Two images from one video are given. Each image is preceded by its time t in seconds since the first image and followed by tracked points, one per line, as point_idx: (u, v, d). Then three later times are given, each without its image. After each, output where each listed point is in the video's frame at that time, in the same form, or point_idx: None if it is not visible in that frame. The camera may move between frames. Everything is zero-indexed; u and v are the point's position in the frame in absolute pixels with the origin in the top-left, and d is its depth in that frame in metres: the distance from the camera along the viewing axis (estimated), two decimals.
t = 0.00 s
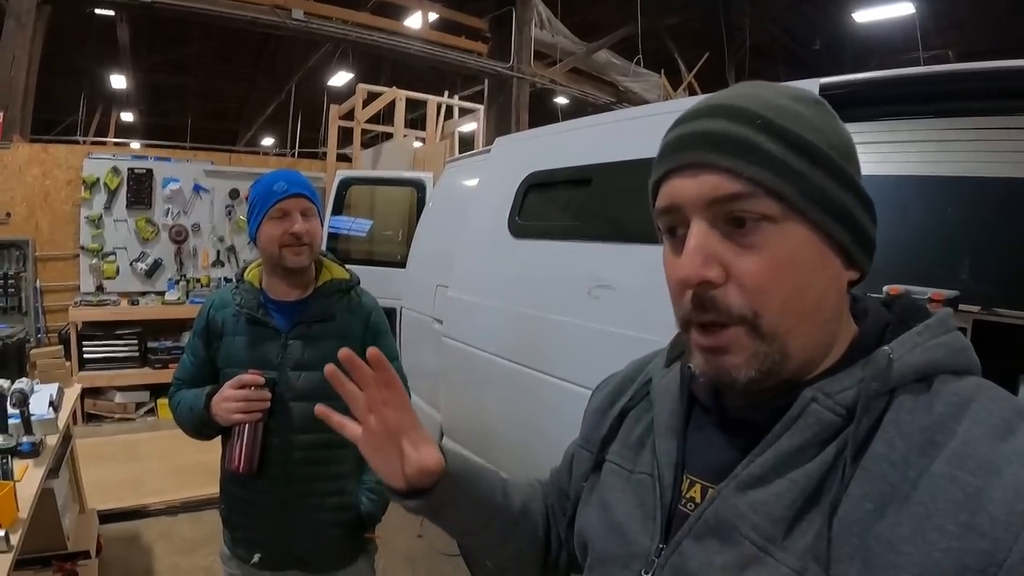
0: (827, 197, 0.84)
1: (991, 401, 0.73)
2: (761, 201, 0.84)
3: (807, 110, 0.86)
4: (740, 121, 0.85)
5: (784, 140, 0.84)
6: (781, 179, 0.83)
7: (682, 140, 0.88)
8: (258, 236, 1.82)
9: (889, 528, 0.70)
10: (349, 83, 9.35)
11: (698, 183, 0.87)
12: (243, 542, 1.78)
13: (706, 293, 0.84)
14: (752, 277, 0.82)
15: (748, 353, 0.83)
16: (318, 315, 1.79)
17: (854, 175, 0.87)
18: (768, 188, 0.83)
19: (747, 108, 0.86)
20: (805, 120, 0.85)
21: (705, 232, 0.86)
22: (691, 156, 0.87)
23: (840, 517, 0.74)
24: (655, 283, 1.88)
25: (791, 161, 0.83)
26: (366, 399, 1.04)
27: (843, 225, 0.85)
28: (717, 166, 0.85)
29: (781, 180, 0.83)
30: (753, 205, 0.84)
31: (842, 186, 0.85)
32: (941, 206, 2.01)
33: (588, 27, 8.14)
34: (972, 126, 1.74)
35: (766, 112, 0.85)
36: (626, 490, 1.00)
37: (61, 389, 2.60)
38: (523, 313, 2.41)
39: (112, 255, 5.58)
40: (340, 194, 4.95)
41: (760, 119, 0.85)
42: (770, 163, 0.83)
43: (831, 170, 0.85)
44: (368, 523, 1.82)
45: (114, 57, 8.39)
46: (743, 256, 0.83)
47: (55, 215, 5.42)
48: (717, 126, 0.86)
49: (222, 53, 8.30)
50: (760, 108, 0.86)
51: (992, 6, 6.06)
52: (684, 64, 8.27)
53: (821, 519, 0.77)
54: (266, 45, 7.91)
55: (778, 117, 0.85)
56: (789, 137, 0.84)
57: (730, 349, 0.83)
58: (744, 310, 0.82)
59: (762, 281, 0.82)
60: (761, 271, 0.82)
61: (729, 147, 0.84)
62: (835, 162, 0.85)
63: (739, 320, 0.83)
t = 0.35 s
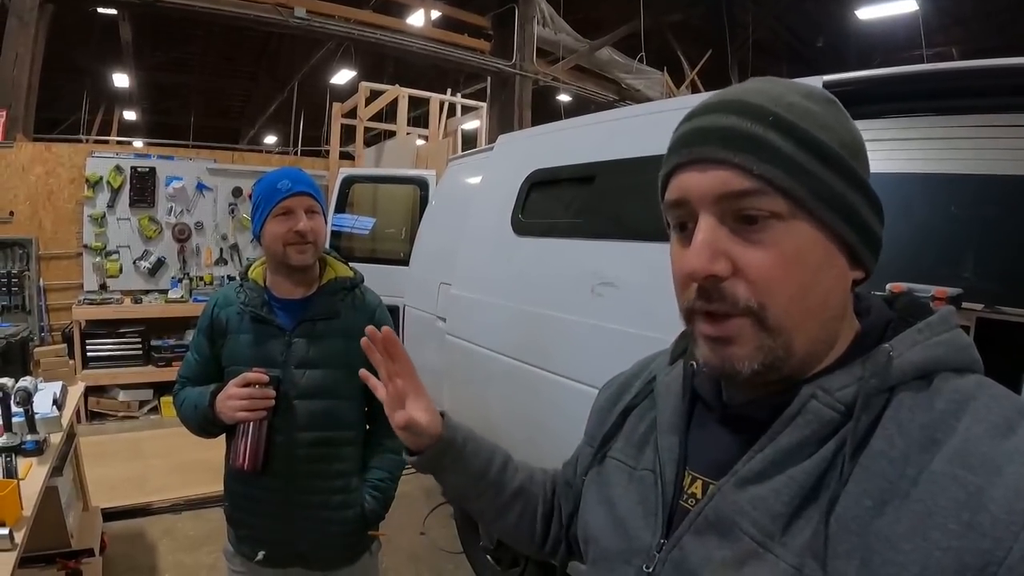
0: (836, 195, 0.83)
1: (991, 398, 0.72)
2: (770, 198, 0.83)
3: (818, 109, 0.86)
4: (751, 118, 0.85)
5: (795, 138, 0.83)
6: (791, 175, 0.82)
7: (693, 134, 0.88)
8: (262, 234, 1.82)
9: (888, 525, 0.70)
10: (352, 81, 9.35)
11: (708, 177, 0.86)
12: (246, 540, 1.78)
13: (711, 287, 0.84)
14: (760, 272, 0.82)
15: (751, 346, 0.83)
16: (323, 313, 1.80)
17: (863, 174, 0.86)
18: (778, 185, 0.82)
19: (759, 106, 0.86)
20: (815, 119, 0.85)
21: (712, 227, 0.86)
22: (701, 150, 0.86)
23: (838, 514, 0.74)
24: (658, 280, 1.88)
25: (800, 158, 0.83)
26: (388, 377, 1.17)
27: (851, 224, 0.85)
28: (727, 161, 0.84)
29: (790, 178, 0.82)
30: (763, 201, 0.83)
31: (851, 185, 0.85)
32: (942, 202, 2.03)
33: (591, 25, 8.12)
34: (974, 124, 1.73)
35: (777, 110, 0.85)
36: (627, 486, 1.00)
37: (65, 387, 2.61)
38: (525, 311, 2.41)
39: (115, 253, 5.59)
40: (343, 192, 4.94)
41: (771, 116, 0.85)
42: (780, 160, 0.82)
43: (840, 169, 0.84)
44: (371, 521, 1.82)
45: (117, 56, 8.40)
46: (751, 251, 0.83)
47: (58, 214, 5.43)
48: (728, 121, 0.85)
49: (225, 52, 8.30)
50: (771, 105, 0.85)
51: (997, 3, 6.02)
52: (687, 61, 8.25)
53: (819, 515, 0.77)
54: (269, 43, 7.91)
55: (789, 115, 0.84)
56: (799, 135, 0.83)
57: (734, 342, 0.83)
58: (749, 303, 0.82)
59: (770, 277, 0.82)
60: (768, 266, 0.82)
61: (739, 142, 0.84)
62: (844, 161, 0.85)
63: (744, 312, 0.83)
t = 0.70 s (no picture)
0: (841, 191, 0.83)
1: (992, 393, 0.71)
2: (775, 194, 0.82)
3: (825, 101, 0.85)
4: (757, 111, 0.84)
5: (801, 133, 0.82)
6: (796, 171, 0.81)
7: (698, 127, 0.87)
8: (265, 229, 1.82)
9: (886, 520, 0.69)
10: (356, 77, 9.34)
11: (713, 172, 0.86)
12: (250, 534, 1.79)
13: (715, 284, 0.84)
14: (764, 269, 0.82)
15: (755, 344, 0.82)
16: (326, 308, 1.79)
17: (870, 171, 0.85)
18: (783, 180, 0.81)
19: (766, 99, 0.85)
20: (821, 113, 0.84)
21: (717, 223, 0.86)
22: (705, 145, 0.86)
23: (837, 507, 0.74)
24: (662, 275, 1.87)
25: (806, 153, 0.82)
26: (387, 418, 1.31)
27: (857, 220, 0.84)
28: (733, 156, 0.84)
29: (794, 174, 0.81)
30: (768, 198, 0.83)
31: (857, 181, 0.84)
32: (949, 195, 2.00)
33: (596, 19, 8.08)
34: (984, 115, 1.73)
35: (784, 104, 0.84)
36: (626, 479, 1.00)
37: (70, 383, 2.63)
38: (529, 306, 2.41)
39: (121, 250, 5.60)
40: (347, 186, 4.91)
41: (776, 110, 0.84)
42: (785, 154, 0.81)
43: (847, 165, 0.83)
44: (374, 515, 1.83)
45: (122, 53, 8.42)
46: (755, 249, 0.82)
47: (64, 211, 5.45)
48: (735, 116, 0.85)
49: (230, 48, 8.30)
50: (777, 98, 0.84)
51: None
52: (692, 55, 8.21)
53: (815, 509, 0.76)
54: (273, 39, 7.90)
55: (795, 109, 0.83)
56: (805, 130, 0.82)
57: (738, 340, 0.83)
58: (754, 299, 0.82)
59: (773, 275, 0.81)
60: (773, 263, 0.81)
61: (744, 138, 0.83)
62: (851, 156, 0.83)
63: (749, 311, 0.82)
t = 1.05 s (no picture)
0: (851, 183, 0.82)
1: (1001, 390, 0.71)
2: (787, 185, 0.82)
3: (833, 95, 0.84)
4: (768, 103, 0.83)
5: (812, 125, 0.82)
6: (809, 162, 0.81)
7: (707, 121, 0.87)
8: (269, 224, 1.82)
9: (895, 518, 0.69)
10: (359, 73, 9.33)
11: (723, 164, 0.85)
12: (255, 530, 1.78)
13: (727, 275, 0.83)
14: (778, 261, 0.81)
15: (768, 334, 0.82)
16: (329, 304, 1.79)
17: (878, 164, 0.85)
18: (796, 172, 0.81)
19: (776, 91, 0.84)
20: (831, 106, 0.83)
21: (730, 214, 0.84)
22: (717, 137, 0.85)
23: (846, 504, 0.73)
24: (667, 272, 1.87)
25: (817, 145, 0.81)
26: (388, 416, 1.32)
27: (867, 212, 0.84)
28: (744, 147, 0.83)
29: (807, 164, 0.81)
30: (779, 189, 0.82)
31: (867, 173, 0.84)
32: (955, 196, 1.96)
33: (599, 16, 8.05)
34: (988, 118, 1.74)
35: (794, 96, 0.83)
36: (634, 477, 1.00)
37: (72, 378, 2.63)
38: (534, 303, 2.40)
39: (123, 245, 5.60)
40: (351, 183, 4.91)
41: (787, 102, 0.83)
42: (797, 145, 0.81)
43: (856, 158, 0.83)
44: (378, 513, 1.82)
45: (125, 48, 8.40)
46: (768, 240, 0.82)
47: (66, 206, 5.45)
48: (746, 108, 0.84)
49: (232, 44, 8.29)
50: (787, 90, 0.84)
51: None
52: (696, 53, 8.19)
53: (825, 506, 0.76)
54: (276, 34, 7.89)
55: (806, 101, 0.83)
56: (816, 122, 0.82)
57: (751, 329, 0.82)
58: (768, 291, 0.81)
59: (787, 266, 0.80)
60: (786, 254, 0.81)
61: (757, 129, 0.82)
62: (860, 150, 0.83)
63: (762, 302, 0.81)
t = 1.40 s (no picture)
0: (864, 183, 0.85)
1: (991, 393, 0.71)
2: (813, 182, 0.82)
3: (842, 100, 0.87)
4: (790, 102, 0.84)
5: (830, 125, 0.83)
6: (831, 160, 0.82)
7: (731, 117, 0.85)
8: (274, 226, 1.83)
9: (886, 521, 0.69)
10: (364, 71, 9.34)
11: (750, 161, 0.84)
12: (257, 530, 1.80)
13: (757, 274, 0.81)
14: (805, 259, 0.80)
15: (793, 337, 0.81)
16: (334, 305, 1.80)
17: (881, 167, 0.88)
18: (821, 169, 0.82)
19: (793, 92, 0.85)
20: (842, 110, 0.86)
21: (755, 211, 0.83)
22: (740, 134, 0.84)
23: (836, 507, 0.73)
24: (669, 272, 1.88)
25: (836, 145, 0.83)
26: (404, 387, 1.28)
27: (876, 212, 0.87)
28: (771, 143, 0.83)
29: (830, 162, 0.82)
30: (806, 185, 0.82)
31: (874, 176, 0.87)
32: (960, 194, 1.97)
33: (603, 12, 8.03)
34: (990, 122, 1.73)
35: (812, 96, 0.84)
36: (629, 479, 1.00)
37: (79, 379, 2.65)
38: (537, 302, 2.41)
39: (128, 246, 5.64)
40: (355, 182, 4.94)
41: (806, 102, 0.84)
42: (821, 144, 0.82)
43: (865, 160, 0.86)
44: (381, 513, 1.83)
45: (130, 49, 8.44)
46: (796, 237, 0.81)
47: (72, 207, 5.48)
48: (768, 106, 0.83)
49: (237, 43, 8.31)
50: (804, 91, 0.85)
51: None
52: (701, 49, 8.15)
53: (817, 509, 0.76)
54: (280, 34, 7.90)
55: (822, 102, 0.85)
56: (834, 122, 0.84)
57: (776, 332, 0.81)
58: (794, 291, 0.80)
59: (814, 264, 0.80)
60: (813, 252, 0.81)
61: (784, 126, 0.82)
62: (868, 153, 0.86)
63: (789, 302, 0.80)
